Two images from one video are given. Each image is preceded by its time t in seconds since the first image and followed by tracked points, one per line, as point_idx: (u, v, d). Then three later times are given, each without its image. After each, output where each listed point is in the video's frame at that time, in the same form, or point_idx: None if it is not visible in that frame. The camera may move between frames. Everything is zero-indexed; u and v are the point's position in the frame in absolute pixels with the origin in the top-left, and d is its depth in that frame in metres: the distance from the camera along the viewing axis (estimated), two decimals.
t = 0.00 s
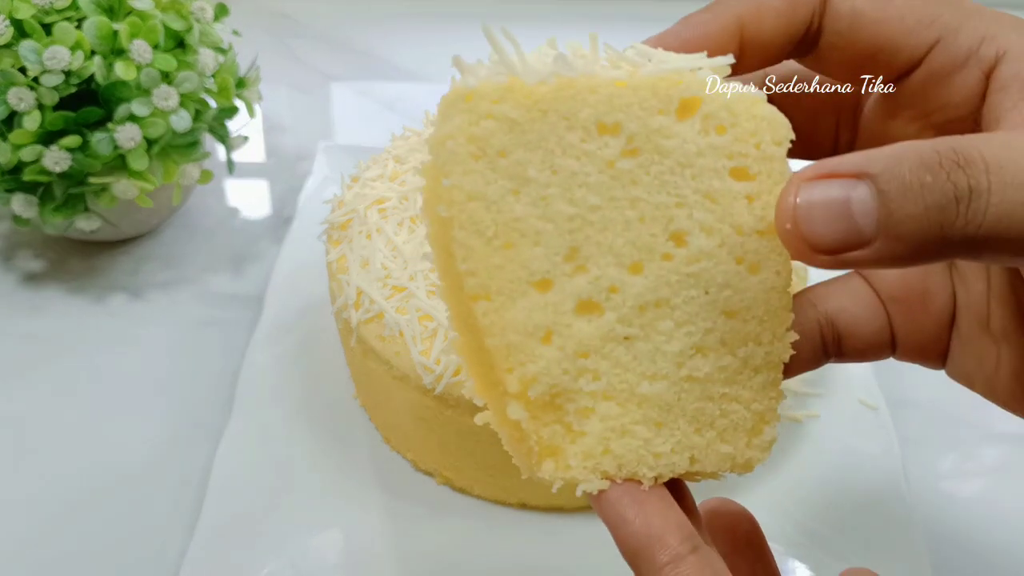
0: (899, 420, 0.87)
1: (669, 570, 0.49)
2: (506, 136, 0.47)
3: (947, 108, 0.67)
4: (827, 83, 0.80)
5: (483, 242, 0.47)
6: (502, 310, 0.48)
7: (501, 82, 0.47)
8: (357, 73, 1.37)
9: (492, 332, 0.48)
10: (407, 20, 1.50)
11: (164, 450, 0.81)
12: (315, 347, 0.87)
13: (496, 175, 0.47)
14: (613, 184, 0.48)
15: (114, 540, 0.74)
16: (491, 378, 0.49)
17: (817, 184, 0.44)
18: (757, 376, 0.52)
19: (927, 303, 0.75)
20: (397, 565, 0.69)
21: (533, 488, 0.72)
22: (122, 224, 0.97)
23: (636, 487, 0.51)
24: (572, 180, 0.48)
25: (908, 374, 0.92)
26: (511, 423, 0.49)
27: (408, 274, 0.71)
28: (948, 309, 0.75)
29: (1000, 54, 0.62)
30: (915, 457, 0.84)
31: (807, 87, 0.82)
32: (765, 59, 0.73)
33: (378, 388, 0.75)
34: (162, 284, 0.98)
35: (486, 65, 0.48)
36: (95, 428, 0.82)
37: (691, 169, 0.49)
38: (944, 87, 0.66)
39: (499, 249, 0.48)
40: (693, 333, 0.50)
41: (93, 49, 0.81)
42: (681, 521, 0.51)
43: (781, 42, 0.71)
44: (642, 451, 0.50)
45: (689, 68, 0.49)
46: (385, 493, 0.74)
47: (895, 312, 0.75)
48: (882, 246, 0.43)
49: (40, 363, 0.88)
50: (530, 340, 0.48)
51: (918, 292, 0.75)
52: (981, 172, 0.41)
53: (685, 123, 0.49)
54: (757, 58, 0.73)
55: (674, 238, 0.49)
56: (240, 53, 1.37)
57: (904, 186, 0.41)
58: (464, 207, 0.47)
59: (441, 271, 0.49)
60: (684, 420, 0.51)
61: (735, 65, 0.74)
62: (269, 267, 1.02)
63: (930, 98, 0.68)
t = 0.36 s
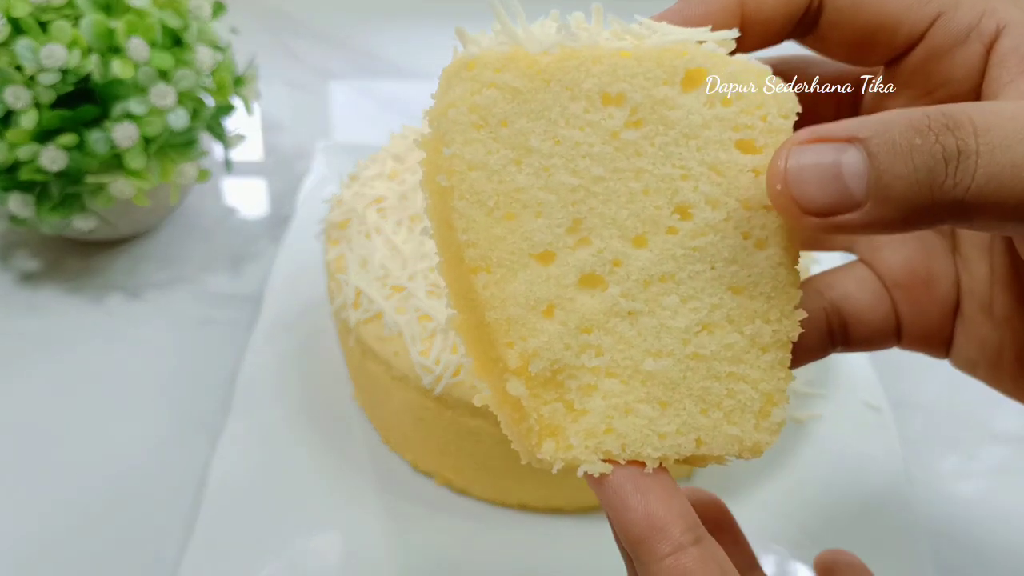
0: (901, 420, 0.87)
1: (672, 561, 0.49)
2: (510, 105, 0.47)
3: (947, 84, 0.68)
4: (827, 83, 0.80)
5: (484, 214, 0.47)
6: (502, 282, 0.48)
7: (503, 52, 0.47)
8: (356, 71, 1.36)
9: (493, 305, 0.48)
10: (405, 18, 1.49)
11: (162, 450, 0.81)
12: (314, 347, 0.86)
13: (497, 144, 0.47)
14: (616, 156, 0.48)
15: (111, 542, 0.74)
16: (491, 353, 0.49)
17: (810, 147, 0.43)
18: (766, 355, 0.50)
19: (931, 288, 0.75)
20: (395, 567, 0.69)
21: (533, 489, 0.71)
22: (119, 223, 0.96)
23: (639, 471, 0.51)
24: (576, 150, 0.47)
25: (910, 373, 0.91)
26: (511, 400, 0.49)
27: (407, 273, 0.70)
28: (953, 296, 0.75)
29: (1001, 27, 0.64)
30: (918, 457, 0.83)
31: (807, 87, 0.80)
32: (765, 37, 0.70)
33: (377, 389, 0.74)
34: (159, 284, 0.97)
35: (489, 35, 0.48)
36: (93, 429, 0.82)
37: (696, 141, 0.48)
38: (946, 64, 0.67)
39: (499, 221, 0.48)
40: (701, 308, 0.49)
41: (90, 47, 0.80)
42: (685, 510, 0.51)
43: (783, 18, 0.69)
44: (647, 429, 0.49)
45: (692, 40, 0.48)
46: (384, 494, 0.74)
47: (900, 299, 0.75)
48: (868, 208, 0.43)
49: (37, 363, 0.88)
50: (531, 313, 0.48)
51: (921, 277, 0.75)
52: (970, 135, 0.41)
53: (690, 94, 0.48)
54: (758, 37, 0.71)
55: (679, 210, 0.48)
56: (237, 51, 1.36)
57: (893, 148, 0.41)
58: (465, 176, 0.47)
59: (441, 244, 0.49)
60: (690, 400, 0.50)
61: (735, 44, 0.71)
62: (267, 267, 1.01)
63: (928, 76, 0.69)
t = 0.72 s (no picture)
0: (903, 421, 0.87)
1: (673, 554, 0.47)
2: (498, 107, 0.48)
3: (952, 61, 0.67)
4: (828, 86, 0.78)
5: (475, 214, 0.48)
6: (493, 281, 0.48)
7: (490, 56, 0.48)
8: (356, 70, 1.36)
9: (485, 303, 0.48)
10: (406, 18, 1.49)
11: (162, 450, 0.81)
12: (314, 347, 0.86)
13: (486, 147, 0.48)
14: (606, 152, 0.49)
15: (112, 541, 0.74)
16: (487, 354, 0.49)
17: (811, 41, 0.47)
18: (767, 345, 0.49)
19: (936, 265, 0.69)
20: (395, 567, 0.69)
21: (533, 489, 0.71)
22: (119, 223, 0.96)
23: (637, 464, 0.49)
24: (565, 148, 0.49)
25: (912, 374, 0.91)
26: (509, 400, 0.49)
27: (407, 273, 0.71)
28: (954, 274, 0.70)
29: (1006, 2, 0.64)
30: (919, 457, 0.83)
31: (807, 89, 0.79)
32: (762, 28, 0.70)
33: (377, 389, 0.74)
34: (159, 284, 0.97)
35: (476, 40, 0.49)
36: (93, 429, 0.82)
37: (686, 135, 0.49)
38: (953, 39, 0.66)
39: (490, 221, 0.48)
40: (696, 299, 0.49)
41: (89, 46, 0.80)
42: (688, 500, 0.49)
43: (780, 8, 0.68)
44: (645, 422, 0.48)
45: (680, 35, 0.49)
46: (384, 494, 0.74)
47: (905, 278, 0.69)
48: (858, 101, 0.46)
49: (37, 363, 0.88)
50: (523, 309, 0.48)
51: (928, 256, 0.69)
52: (964, 41, 0.44)
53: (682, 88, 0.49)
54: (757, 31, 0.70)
55: (672, 205, 0.49)
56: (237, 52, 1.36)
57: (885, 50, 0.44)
58: (455, 178, 0.48)
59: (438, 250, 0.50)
60: (688, 393, 0.49)
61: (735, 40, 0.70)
62: (267, 267, 1.01)
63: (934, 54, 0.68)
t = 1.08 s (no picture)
0: (903, 421, 0.87)
1: (651, 563, 0.47)
2: (486, 98, 0.48)
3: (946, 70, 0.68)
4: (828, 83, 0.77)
5: (458, 209, 0.48)
6: (474, 279, 0.49)
7: (480, 45, 0.48)
8: (356, 70, 1.36)
9: (464, 301, 0.49)
10: (405, 17, 1.49)
11: (162, 450, 0.81)
12: (313, 347, 0.86)
13: (473, 139, 0.48)
14: (596, 151, 0.48)
15: (112, 541, 0.74)
16: (466, 354, 0.50)
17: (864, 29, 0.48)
18: (753, 360, 0.49)
19: (936, 266, 0.68)
20: (396, 567, 0.69)
21: (533, 489, 0.71)
22: (119, 223, 0.96)
23: (614, 471, 0.49)
24: (553, 146, 0.48)
25: (912, 374, 0.91)
26: (486, 400, 0.50)
27: (407, 273, 0.71)
28: (953, 275, 0.69)
29: None
30: (919, 458, 0.83)
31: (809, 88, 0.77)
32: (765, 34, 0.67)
33: (377, 389, 0.74)
34: (160, 284, 0.97)
35: (470, 27, 0.49)
36: (93, 429, 0.82)
37: (680, 137, 0.48)
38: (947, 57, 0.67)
39: (474, 217, 0.49)
40: (682, 309, 0.49)
41: (89, 46, 0.80)
42: (670, 509, 0.49)
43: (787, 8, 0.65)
44: (622, 429, 0.48)
45: (680, 33, 0.48)
46: (385, 494, 0.74)
47: (903, 280, 0.69)
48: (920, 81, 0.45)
49: (37, 363, 0.88)
50: (503, 310, 0.48)
51: (926, 258, 0.68)
52: None
53: (677, 88, 0.48)
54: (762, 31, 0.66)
55: (660, 208, 0.49)
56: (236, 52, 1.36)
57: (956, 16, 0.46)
58: (439, 170, 0.48)
59: (421, 243, 0.51)
60: (669, 403, 0.49)
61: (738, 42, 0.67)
62: (267, 266, 1.01)
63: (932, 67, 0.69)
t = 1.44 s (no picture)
0: (903, 422, 0.87)
1: None
2: (493, 119, 0.47)
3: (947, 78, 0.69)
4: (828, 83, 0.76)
5: (452, 227, 0.48)
6: (464, 297, 0.48)
7: (493, 66, 0.47)
8: (356, 70, 1.36)
9: (452, 319, 0.48)
10: (405, 16, 1.49)
11: (161, 451, 0.81)
12: (313, 347, 0.86)
13: (475, 159, 0.47)
14: (597, 184, 0.48)
15: (113, 541, 0.74)
16: (448, 372, 0.50)
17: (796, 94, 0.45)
18: (735, 402, 0.49)
19: (925, 281, 0.72)
20: (395, 568, 0.69)
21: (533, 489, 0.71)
22: (119, 223, 0.96)
23: (590, 488, 0.49)
24: (555, 174, 0.47)
25: (912, 373, 0.91)
26: (465, 419, 0.49)
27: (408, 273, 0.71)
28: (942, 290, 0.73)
29: (1005, 19, 0.66)
30: (918, 458, 0.83)
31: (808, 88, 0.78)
32: (768, 54, 0.67)
33: (377, 389, 0.74)
34: (160, 284, 0.97)
35: (484, 45, 0.48)
36: (93, 429, 0.82)
37: (684, 179, 0.48)
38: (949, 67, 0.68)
39: (469, 236, 0.48)
40: (670, 346, 0.48)
41: (90, 46, 0.80)
42: (648, 521, 0.49)
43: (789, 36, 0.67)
44: (599, 452, 0.48)
45: (693, 75, 0.48)
46: (385, 495, 0.74)
47: (894, 294, 0.72)
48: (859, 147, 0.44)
49: (37, 363, 0.88)
50: (489, 331, 0.48)
51: (917, 273, 0.72)
52: (962, 81, 0.42)
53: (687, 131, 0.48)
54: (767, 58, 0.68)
55: (656, 247, 0.48)
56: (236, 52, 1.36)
57: (883, 92, 0.42)
58: (439, 187, 0.47)
59: (413, 256, 0.50)
60: (648, 433, 0.49)
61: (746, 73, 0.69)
62: (267, 266, 1.01)
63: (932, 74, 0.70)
